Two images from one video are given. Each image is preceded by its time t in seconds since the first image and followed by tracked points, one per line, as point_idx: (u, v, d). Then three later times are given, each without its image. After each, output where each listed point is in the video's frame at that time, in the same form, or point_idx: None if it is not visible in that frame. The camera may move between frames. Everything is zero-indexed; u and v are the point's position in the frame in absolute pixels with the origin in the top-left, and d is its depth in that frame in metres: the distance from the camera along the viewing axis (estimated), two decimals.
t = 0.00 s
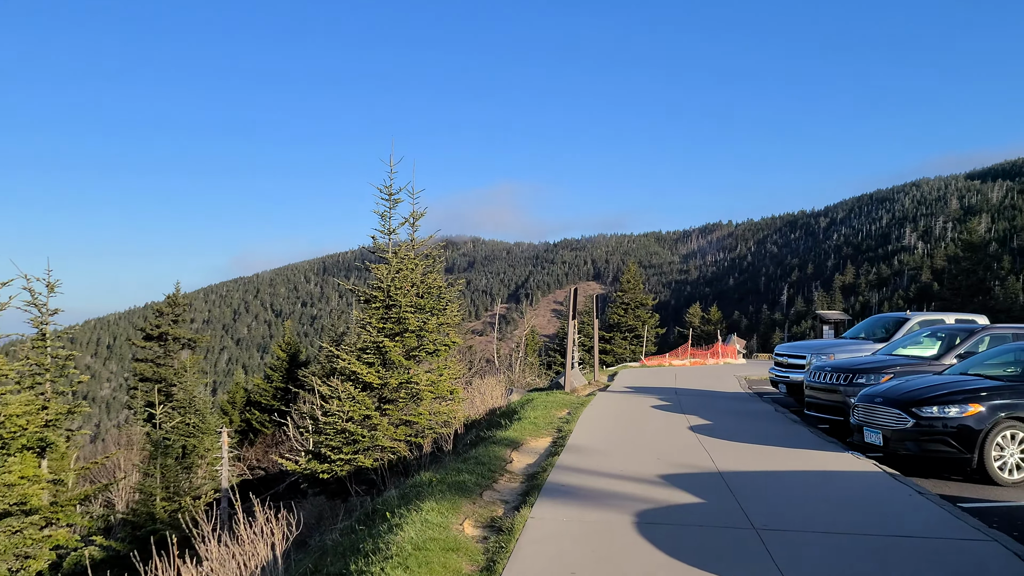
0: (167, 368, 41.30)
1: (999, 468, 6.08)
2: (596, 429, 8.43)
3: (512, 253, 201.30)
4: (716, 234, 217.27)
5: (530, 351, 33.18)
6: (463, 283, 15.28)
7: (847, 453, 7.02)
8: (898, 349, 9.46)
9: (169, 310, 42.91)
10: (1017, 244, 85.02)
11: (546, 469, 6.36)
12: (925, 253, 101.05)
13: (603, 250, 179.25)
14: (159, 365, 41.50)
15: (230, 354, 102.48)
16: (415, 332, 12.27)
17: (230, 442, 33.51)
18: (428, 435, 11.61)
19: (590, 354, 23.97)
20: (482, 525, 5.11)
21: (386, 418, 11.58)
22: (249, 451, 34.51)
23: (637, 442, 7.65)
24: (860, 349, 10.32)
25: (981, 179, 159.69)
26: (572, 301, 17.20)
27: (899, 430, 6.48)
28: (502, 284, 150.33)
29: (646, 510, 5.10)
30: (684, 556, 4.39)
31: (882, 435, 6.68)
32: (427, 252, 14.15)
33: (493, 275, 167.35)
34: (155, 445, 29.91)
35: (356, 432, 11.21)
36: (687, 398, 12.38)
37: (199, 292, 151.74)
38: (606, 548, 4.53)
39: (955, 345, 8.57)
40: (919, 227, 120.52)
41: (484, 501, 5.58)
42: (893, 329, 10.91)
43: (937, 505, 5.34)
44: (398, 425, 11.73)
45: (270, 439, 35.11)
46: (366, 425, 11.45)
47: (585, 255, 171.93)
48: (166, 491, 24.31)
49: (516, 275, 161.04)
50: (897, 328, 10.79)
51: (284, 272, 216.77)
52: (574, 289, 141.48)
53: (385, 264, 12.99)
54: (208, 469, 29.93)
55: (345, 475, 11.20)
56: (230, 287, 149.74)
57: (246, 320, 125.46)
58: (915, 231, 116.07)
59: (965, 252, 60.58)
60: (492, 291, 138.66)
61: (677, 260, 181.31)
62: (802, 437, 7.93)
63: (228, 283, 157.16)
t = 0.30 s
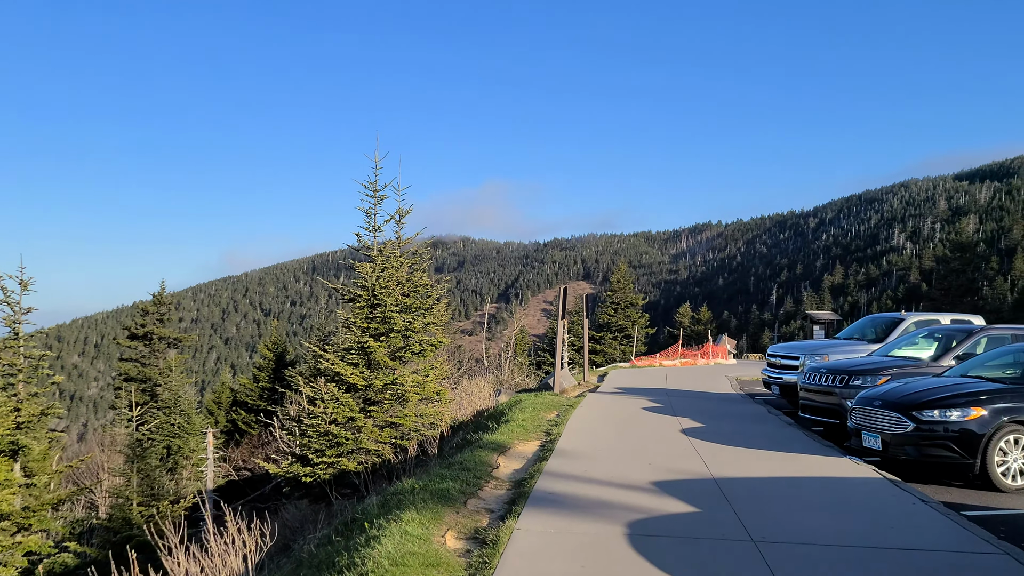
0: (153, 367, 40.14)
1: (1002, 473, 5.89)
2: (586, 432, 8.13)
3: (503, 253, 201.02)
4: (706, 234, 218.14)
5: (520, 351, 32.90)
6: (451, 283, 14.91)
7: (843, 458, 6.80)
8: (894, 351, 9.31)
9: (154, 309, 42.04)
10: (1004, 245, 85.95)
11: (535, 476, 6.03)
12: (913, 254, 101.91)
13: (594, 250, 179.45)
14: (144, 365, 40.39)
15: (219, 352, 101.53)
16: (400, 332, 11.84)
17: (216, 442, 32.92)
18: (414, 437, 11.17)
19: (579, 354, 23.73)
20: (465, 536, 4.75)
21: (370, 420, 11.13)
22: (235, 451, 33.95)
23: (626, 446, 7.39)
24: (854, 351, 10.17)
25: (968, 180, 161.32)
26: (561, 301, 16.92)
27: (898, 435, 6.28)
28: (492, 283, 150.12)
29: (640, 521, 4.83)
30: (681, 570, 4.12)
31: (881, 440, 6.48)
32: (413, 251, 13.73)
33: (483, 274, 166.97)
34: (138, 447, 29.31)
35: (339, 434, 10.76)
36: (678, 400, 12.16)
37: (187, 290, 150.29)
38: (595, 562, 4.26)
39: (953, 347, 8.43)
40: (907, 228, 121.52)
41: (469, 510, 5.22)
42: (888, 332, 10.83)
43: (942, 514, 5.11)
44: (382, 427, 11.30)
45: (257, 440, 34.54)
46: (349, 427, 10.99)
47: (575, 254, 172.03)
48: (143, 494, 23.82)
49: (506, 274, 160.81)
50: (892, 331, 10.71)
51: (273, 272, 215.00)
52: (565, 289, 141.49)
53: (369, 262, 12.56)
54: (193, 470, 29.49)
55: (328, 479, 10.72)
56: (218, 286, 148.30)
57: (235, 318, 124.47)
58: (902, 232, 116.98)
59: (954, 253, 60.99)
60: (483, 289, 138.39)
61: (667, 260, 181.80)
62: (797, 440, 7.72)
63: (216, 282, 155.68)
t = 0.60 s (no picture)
0: (139, 365, 39.05)
1: (1007, 475, 5.71)
2: (577, 432, 7.87)
3: (494, 251, 200.58)
4: (697, 232, 218.95)
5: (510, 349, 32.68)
6: (441, 279, 14.50)
7: (842, 459, 6.60)
8: (891, 349, 9.20)
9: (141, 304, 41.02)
10: (992, 245, 86.74)
11: (525, 478, 5.76)
12: (902, 253, 102.71)
13: (585, 248, 179.52)
14: (130, 362, 39.35)
15: (209, 350, 100.61)
16: (387, 329, 11.38)
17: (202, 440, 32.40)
18: (401, 437, 10.81)
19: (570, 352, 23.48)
20: (450, 544, 4.44)
21: (357, 419, 10.73)
22: (222, 449, 33.47)
23: (619, 446, 7.14)
24: (850, 350, 10.05)
25: (957, 180, 162.92)
26: (552, 298, 16.66)
27: (900, 436, 6.08)
28: (484, 281, 149.90)
29: (635, 527, 4.57)
30: None
31: (881, 440, 6.28)
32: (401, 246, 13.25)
33: (474, 272, 166.59)
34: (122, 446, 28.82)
35: (324, 433, 10.39)
36: (670, 398, 11.96)
37: (177, 287, 148.91)
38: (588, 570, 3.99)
39: (951, 345, 8.33)
40: (897, 227, 122.46)
41: (456, 514, 4.92)
42: (883, 329, 10.78)
43: (948, 518, 4.90)
44: (369, 426, 10.91)
45: (244, 438, 34.03)
46: (334, 425, 10.62)
47: (566, 253, 172.03)
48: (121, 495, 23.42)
49: (497, 272, 160.59)
50: (888, 328, 10.67)
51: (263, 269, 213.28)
52: (556, 287, 141.39)
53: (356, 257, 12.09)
54: (180, 469, 29.05)
55: (313, 479, 10.34)
56: (207, 283, 146.90)
57: (225, 315, 123.50)
58: (891, 232, 117.88)
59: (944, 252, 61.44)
60: (474, 287, 138.11)
61: (658, 259, 182.26)
62: (793, 440, 7.51)
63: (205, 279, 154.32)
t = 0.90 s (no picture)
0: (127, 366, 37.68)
1: (1020, 487, 5.47)
2: (572, 440, 7.58)
3: (487, 251, 200.25)
4: (691, 233, 219.51)
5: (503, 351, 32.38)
6: (431, 279, 14.09)
7: (846, 469, 6.35)
8: (893, 353, 9.01)
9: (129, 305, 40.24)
10: (984, 246, 87.30)
11: (516, 490, 5.46)
12: (895, 254, 103.27)
13: (578, 249, 179.45)
14: (118, 363, 38.07)
15: (201, 351, 99.82)
16: (377, 332, 10.95)
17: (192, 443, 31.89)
18: (390, 443, 10.45)
19: (563, 354, 23.24)
20: (436, 566, 4.12)
21: (345, 424, 10.33)
22: (212, 452, 32.97)
23: (615, 455, 6.87)
24: (850, 354, 9.85)
25: (949, 181, 163.98)
26: (545, 299, 16.35)
27: (908, 445, 5.83)
28: (477, 282, 149.63)
29: (634, 547, 4.28)
30: None
31: (888, 450, 6.04)
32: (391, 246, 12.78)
33: (467, 272, 166.19)
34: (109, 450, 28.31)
35: (310, 439, 10.00)
36: (666, 402, 11.71)
37: (168, 288, 147.75)
38: None
39: (956, 349, 8.14)
40: (889, 228, 123.19)
41: (443, 531, 4.61)
42: (884, 332, 10.61)
43: (962, 534, 4.66)
44: (357, 431, 10.51)
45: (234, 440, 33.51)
46: (321, 431, 10.19)
47: (560, 253, 171.94)
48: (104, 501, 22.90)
49: (491, 272, 160.25)
50: (889, 331, 10.49)
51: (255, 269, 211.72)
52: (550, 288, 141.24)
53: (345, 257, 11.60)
54: (168, 472, 28.63)
55: (299, 487, 9.93)
56: (199, 284, 145.74)
57: (218, 316, 122.67)
58: (884, 233, 118.50)
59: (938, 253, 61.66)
60: (467, 287, 137.82)
61: (651, 259, 182.46)
62: (794, 449, 7.26)
63: (197, 280, 153.23)
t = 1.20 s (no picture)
0: (117, 364, 36.85)
1: None
2: (563, 439, 7.30)
3: (482, 250, 199.90)
4: (685, 232, 219.62)
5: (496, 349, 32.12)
6: (419, 276, 13.74)
7: (847, 469, 6.11)
8: (893, 350, 8.80)
9: (119, 304, 39.67)
10: (979, 245, 87.59)
11: (502, 492, 5.17)
12: (889, 253, 103.48)
13: (574, 248, 179.36)
14: (107, 361, 37.23)
15: (195, 349, 99.11)
16: (363, 328, 10.61)
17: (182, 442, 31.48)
18: (378, 443, 10.10)
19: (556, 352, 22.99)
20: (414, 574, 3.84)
21: (330, 423, 9.96)
22: (202, 451, 32.52)
23: (608, 455, 6.59)
24: (849, 350, 9.64)
25: (943, 181, 164.57)
26: (538, 297, 16.07)
27: (912, 445, 5.59)
28: (473, 281, 149.25)
29: (627, 554, 4.01)
30: None
31: (891, 450, 5.80)
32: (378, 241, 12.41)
33: (462, 271, 165.83)
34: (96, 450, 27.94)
35: (294, 439, 9.60)
36: (661, 400, 11.47)
37: (162, 286, 146.69)
38: None
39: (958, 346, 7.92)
40: (884, 227, 123.47)
41: (423, 537, 4.32)
42: (883, 328, 10.40)
43: (971, 539, 4.41)
44: (343, 430, 10.15)
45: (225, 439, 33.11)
46: (305, 430, 9.81)
47: (555, 252, 171.81)
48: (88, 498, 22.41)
49: (485, 271, 159.90)
50: (888, 327, 10.29)
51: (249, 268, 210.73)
52: (545, 287, 141.03)
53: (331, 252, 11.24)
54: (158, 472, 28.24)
55: (282, 487, 9.55)
56: (192, 282, 144.89)
57: (213, 314, 121.87)
58: (878, 232, 118.85)
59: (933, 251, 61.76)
60: (462, 286, 137.43)
61: (646, 258, 182.59)
62: (792, 449, 7.03)
63: (191, 278, 152.16)
